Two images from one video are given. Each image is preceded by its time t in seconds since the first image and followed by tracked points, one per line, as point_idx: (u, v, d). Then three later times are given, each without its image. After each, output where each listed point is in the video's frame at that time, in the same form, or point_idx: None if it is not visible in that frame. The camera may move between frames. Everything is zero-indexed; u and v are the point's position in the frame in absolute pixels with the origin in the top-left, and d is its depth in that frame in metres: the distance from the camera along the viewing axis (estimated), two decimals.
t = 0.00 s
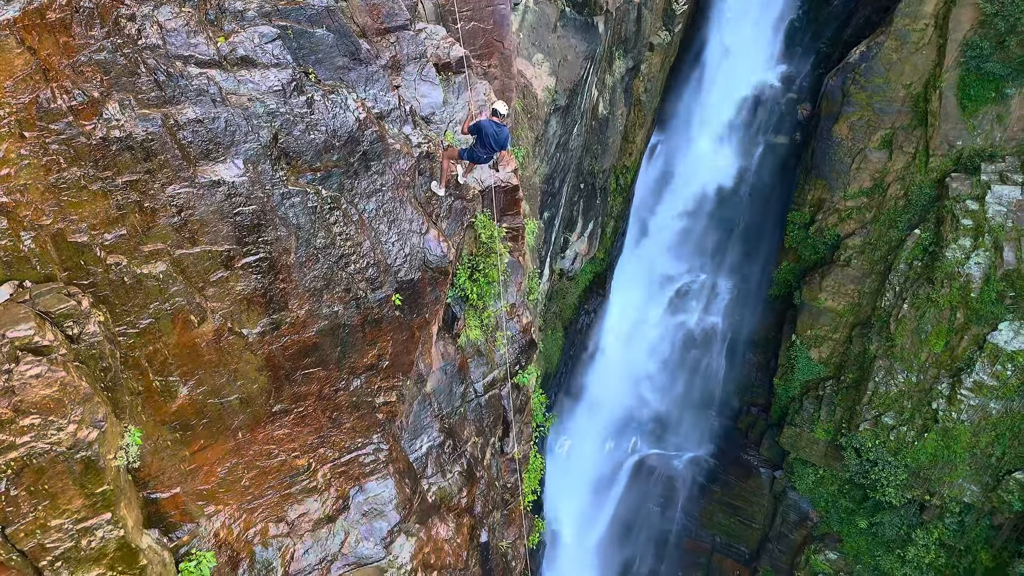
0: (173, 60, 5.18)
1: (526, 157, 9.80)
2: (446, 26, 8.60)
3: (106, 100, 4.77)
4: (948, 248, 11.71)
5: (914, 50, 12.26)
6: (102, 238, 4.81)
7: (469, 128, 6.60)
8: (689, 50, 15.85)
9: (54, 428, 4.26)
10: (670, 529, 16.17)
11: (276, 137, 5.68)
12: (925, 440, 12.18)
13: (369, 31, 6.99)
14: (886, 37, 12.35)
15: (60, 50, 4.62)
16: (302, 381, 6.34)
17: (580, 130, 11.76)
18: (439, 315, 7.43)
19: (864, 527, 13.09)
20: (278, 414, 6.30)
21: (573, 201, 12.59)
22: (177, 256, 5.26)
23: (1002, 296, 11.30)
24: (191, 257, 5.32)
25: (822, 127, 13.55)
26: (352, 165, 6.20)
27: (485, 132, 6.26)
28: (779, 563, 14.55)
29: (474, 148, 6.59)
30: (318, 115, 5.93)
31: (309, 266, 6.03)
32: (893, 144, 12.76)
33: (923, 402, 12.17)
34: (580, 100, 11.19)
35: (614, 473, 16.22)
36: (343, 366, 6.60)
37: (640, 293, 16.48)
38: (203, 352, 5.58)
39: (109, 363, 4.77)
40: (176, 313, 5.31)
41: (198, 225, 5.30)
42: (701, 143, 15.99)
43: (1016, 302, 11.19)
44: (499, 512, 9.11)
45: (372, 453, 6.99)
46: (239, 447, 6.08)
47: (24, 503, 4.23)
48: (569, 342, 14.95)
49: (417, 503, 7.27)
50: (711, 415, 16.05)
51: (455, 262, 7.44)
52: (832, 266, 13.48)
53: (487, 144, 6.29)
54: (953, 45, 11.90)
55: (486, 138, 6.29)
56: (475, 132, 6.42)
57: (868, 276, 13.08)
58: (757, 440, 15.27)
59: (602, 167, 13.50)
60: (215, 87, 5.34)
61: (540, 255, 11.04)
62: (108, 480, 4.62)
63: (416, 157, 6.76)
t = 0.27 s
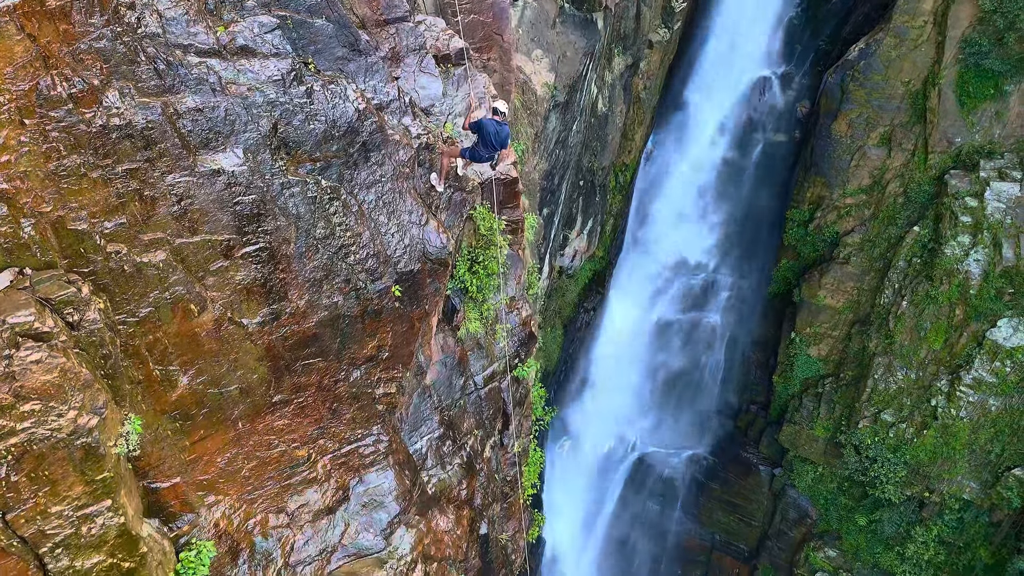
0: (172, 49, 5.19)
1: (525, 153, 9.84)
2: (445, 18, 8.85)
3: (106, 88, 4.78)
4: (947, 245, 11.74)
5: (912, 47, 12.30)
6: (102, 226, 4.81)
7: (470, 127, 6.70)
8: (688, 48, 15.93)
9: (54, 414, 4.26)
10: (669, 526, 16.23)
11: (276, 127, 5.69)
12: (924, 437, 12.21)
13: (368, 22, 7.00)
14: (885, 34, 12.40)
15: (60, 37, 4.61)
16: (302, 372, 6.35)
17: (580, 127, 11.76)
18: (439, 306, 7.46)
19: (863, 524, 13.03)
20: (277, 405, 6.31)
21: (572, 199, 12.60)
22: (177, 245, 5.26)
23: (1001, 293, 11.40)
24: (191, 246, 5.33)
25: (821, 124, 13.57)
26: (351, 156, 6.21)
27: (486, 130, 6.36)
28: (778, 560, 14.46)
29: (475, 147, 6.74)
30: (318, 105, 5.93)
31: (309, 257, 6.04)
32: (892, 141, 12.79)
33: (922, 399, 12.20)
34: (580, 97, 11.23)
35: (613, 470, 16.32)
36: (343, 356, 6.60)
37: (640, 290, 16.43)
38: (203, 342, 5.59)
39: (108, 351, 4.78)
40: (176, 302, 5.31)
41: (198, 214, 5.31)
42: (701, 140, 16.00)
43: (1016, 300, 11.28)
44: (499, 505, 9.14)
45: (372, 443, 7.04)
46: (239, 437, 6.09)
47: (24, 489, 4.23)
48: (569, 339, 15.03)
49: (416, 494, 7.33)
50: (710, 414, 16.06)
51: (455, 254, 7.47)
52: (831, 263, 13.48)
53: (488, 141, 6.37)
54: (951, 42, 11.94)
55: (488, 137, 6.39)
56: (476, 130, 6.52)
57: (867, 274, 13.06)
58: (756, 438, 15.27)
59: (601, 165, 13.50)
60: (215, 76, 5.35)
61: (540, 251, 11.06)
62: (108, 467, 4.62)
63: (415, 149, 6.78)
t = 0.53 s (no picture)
0: (172, 38, 5.22)
1: (525, 148, 9.86)
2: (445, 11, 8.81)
3: (105, 76, 4.79)
4: (946, 242, 11.75)
5: (912, 44, 12.29)
6: (101, 213, 4.82)
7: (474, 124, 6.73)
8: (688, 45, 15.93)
9: (54, 399, 4.28)
10: (668, 523, 16.26)
11: (275, 117, 5.71)
12: (924, 434, 12.22)
13: (368, 12, 7.07)
14: (885, 31, 12.42)
15: (61, 25, 4.62)
16: (301, 362, 6.36)
17: (579, 124, 11.75)
18: (438, 298, 7.47)
19: (862, 522, 13.05)
20: (277, 395, 6.32)
21: (571, 197, 12.61)
22: (176, 234, 5.27)
23: (1000, 289, 11.35)
24: (191, 235, 5.34)
25: (821, 121, 13.63)
26: (350, 146, 6.23)
27: (490, 131, 6.41)
28: (778, 558, 14.44)
29: (479, 146, 6.68)
30: (317, 95, 5.94)
31: (309, 247, 6.04)
32: (891, 139, 12.79)
33: (922, 396, 12.22)
34: (579, 94, 11.22)
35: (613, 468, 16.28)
36: (343, 347, 6.62)
37: (640, 288, 16.42)
38: (202, 331, 5.60)
39: (109, 338, 4.81)
40: (176, 291, 5.32)
41: (198, 203, 5.33)
42: (701, 137, 16.02)
43: (1014, 296, 11.24)
44: (498, 498, 9.15)
45: (371, 435, 7.07)
46: (238, 427, 6.10)
47: (25, 474, 4.22)
48: (568, 337, 15.06)
49: (416, 485, 7.37)
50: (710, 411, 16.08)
51: (455, 247, 7.49)
52: (831, 260, 13.48)
53: (492, 142, 6.43)
54: (951, 39, 11.93)
55: (491, 137, 6.44)
56: (480, 129, 6.56)
57: (867, 271, 13.07)
58: (755, 436, 15.29)
59: (601, 162, 13.49)
60: (214, 65, 5.37)
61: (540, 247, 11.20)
62: (108, 453, 4.65)
63: (415, 139, 6.79)
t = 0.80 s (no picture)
0: (170, 26, 5.21)
1: (524, 144, 9.86)
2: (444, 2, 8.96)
3: (103, 63, 4.78)
4: (945, 238, 11.77)
5: (910, 41, 12.39)
6: (100, 201, 4.83)
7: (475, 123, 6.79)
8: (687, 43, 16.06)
9: (53, 384, 4.29)
10: (668, 522, 16.08)
11: (274, 106, 5.72)
12: (922, 431, 12.18)
13: (366, 4, 7.14)
14: (883, 28, 12.54)
15: (59, 11, 4.59)
16: (300, 352, 6.37)
17: (578, 120, 11.77)
18: (437, 289, 7.49)
19: (861, 519, 13.07)
20: (276, 384, 6.33)
21: (570, 193, 12.63)
22: (175, 222, 5.28)
23: (999, 286, 11.37)
24: (189, 223, 5.35)
25: (821, 119, 13.74)
26: (348, 136, 6.26)
27: (493, 129, 6.47)
28: (777, 556, 14.47)
29: (480, 145, 6.73)
30: (315, 85, 5.97)
31: (307, 237, 6.05)
32: (890, 135, 12.84)
33: (921, 393, 12.19)
34: (577, 91, 11.20)
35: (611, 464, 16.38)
36: (341, 337, 6.62)
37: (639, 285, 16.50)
38: (201, 320, 5.61)
39: (107, 324, 4.82)
40: (174, 279, 5.33)
41: (196, 191, 5.33)
42: (700, 134, 16.05)
43: (1013, 292, 11.25)
44: (497, 490, 9.18)
45: (370, 426, 7.09)
46: (237, 417, 6.10)
47: (23, 459, 4.23)
48: (567, 337, 15.37)
49: (414, 476, 7.39)
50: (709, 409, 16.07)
51: (453, 238, 7.52)
52: (829, 257, 13.55)
53: (494, 140, 6.48)
54: (949, 35, 11.97)
55: (494, 136, 6.50)
56: (482, 129, 6.62)
57: (866, 268, 13.11)
58: (755, 433, 15.33)
59: (600, 159, 13.50)
60: (213, 54, 5.39)
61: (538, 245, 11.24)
62: (106, 439, 4.66)
63: (414, 130, 6.80)
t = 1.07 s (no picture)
0: (168, 15, 5.24)
1: (522, 140, 9.87)
2: None
3: (101, 51, 4.79)
4: (943, 235, 11.81)
5: (909, 38, 12.44)
6: (98, 189, 4.83)
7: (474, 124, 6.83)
8: (686, 42, 15.97)
9: (51, 370, 4.30)
10: (667, 519, 16.18)
11: (272, 96, 5.75)
12: (921, 428, 12.20)
13: None
14: (881, 26, 12.60)
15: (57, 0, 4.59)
16: (298, 343, 6.38)
17: (577, 117, 11.79)
18: (436, 281, 7.53)
19: (860, 516, 13.07)
20: (274, 375, 6.34)
21: (569, 189, 12.64)
22: (172, 211, 5.28)
23: (997, 282, 11.38)
24: (187, 212, 5.36)
25: (819, 116, 13.76)
26: (346, 127, 6.28)
27: (492, 131, 6.56)
28: (776, 554, 14.43)
29: (480, 148, 6.82)
30: (313, 75, 6.00)
31: (305, 227, 6.06)
32: (888, 132, 12.90)
33: (920, 390, 12.21)
34: (576, 87, 11.24)
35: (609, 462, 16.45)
36: (340, 328, 6.63)
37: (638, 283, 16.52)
38: (199, 310, 5.61)
39: (105, 312, 4.84)
40: (172, 269, 5.34)
41: (194, 180, 5.34)
42: (699, 132, 16.03)
43: (1012, 289, 11.25)
44: (495, 483, 9.21)
45: (369, 417, 7.11)
46: (235, 408, 6.11)
47: (22, 446, 4.24)
48: (564, 336, 15.37)
49: (413, 468, 7.41)
50: (708, 407, 16.07)
51: (451, 230, 7.50)
52: (829, 255, 13.59)
53: (494, 142, 6.57)
54: (947, 32, 12.01)
55: (493, 137, 6.58)
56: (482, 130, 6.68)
57: (864, 265, 13.16)
58: (754, 431, 15.25)
59: (599, 156, 13.52)
60: (210, 43, 5.42)
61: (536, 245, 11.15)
62: (104, 427, 4.66)
63: (412, 121, 6.82)
